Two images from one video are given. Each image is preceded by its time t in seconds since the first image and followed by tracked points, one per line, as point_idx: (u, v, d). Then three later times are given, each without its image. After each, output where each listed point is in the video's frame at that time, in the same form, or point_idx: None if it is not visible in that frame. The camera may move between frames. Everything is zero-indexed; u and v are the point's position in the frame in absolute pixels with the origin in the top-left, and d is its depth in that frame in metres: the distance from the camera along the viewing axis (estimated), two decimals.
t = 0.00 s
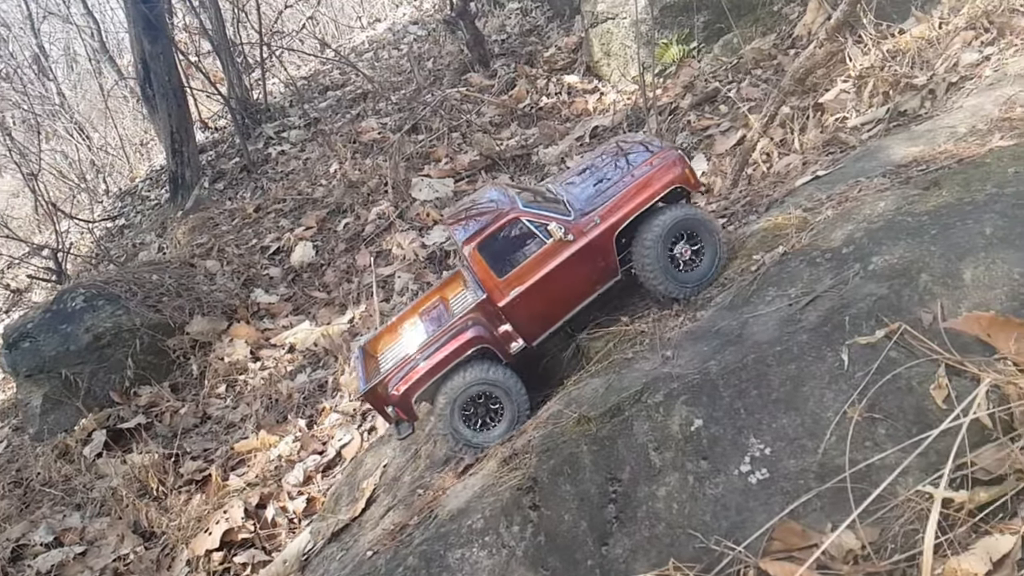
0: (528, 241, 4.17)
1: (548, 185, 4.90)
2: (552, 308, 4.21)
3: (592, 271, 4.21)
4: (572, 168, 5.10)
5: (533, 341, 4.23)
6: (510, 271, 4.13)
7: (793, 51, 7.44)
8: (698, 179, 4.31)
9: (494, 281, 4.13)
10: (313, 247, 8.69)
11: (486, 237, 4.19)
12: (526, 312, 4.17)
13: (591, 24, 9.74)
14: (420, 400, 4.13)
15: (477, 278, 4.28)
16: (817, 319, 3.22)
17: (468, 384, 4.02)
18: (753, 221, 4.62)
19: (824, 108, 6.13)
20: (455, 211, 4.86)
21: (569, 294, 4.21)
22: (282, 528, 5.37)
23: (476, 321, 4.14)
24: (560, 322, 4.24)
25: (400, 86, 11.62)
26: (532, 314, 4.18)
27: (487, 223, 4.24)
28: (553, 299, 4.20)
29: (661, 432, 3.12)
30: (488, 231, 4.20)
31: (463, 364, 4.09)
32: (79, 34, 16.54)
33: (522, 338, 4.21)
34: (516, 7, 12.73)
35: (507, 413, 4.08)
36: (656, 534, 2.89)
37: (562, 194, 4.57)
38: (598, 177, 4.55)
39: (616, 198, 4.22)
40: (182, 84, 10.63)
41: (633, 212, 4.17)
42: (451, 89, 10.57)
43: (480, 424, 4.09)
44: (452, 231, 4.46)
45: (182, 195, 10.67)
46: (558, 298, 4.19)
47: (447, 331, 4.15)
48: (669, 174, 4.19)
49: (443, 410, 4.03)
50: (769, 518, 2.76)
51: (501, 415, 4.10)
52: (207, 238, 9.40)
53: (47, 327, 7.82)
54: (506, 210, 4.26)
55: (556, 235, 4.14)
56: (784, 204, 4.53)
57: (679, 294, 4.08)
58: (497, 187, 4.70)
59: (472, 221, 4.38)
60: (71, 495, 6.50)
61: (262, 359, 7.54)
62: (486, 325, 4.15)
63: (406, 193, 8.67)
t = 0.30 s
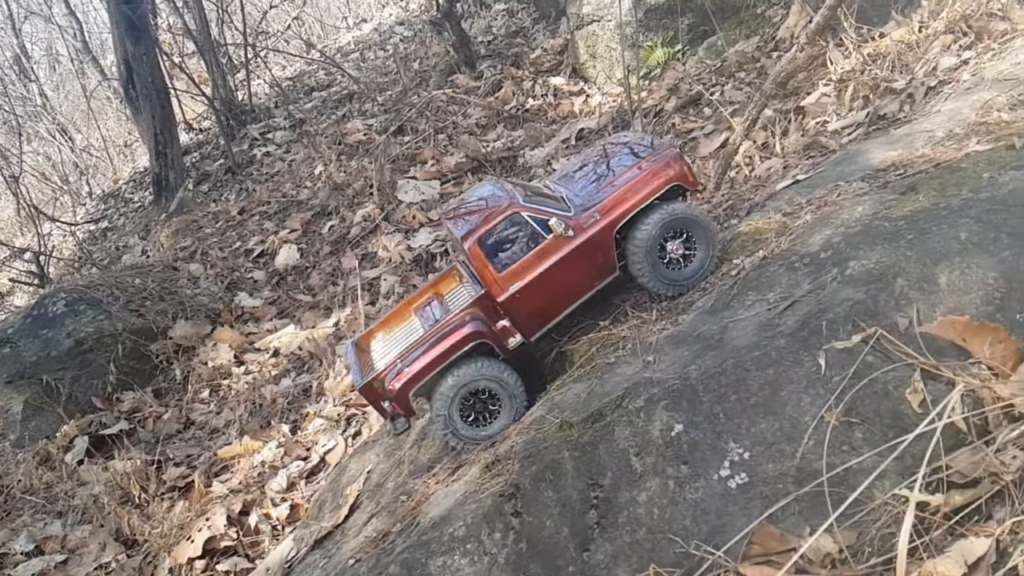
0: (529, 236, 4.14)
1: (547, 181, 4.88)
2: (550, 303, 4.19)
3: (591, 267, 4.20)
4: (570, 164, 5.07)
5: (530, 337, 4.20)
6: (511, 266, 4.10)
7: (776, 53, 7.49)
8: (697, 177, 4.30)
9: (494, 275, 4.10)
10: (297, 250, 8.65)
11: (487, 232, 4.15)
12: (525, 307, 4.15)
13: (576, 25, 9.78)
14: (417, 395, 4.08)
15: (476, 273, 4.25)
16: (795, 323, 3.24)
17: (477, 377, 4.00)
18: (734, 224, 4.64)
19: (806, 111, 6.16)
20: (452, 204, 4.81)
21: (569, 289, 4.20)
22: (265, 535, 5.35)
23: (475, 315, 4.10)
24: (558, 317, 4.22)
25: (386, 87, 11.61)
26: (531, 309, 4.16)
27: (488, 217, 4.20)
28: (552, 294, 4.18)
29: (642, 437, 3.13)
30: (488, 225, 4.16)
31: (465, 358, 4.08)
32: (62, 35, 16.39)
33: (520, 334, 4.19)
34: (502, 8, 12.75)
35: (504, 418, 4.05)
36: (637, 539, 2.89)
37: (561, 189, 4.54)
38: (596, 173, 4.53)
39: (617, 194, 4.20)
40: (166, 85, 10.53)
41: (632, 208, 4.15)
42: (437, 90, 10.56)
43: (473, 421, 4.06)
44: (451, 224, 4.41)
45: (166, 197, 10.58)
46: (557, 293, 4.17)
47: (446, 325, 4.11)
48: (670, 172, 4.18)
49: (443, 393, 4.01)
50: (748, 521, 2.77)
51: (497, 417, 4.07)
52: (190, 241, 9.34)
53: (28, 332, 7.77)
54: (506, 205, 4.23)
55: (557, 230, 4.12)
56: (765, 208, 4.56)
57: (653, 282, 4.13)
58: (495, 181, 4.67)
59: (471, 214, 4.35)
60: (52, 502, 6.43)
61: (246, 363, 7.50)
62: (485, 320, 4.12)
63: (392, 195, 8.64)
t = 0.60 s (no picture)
0: (518, 230, 4.10)
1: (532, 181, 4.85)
2: (537, 300, 4.14)
3: (579, 265, 4.17)
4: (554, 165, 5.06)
5: (516, 334, 4.15)
6: (500, 260, 4.05)
7: (750, 57, 7.55)
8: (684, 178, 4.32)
9: (482, 270, 4.03)
10: (272, 253, 8.56)
11: (476, 225, 4.10)
12: (512, 303, 4.09)
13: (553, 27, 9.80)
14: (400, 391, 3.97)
15: (463, 268, 4.18)
16: (761, 332, 3.26)
17: (478, 373, 3.94)
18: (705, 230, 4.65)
19: (777, 116, 6.17)
20: (437, 200, 4.75)
21: (556, 286, 4.15)
22: (236, 546, 5.29)
23: (461, 310, 4.03)
24: (544, 315, 4.17)
25: (364, 88, 11.56)
26: (518, 305, 4.10)
27: (477, 211, 4.15)
28: (539, 291, 4.13)
29: (611, 446, 3.12)
30: (478, 219, 4.11)
31: (453, 352, 4.00)
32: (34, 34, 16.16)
33: (506, 330, 4.13)
34: (480, 9, 12.74)
35: (482, 423, 3.96)
36: (606, 549, 2.88)
37: (548, 188, 4.52)
38: (583, 172, 4.52)
39: (606, 192, 4.19)
40: (140, 87, 10.38)
41: (622, 206, 4.14)
42: (415, 91, 10.53)
43: (453, 413, 3.96)
44: (438, 218, 4.35)
45: (140, 200, 10.42)
46: (544, 290, 4.13)
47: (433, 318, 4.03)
48: (659, 171, 4.19)
49: (442, 374, 3.91)
50: (716, 530, 2.78)
51: (476, 421, 3.98)
52: (163, 245, 9.23)
53: None
54: (495, 200, 4.19)
55: (547, 226, 4.09)
56: (735, 215, 4.58)
57: (627, 268, 4.10)
58: (482, 178, 4.63)
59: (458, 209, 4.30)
60: (20, 514, 6.32)
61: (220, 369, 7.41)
62: (471, 315, 4.05)
63: (369, 197, 8.57)
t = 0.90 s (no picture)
0: (500, 224, 4.11)
1: (513, 176, 4.86)
2: (517, 294, 4.16)
3: (560, 260, 4.19)
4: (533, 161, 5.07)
5: (496, 328, 4.17)
6: (481, 254, 4.06)
7: (719, 62, 7.63)
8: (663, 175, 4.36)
9: (464, 263, 4.04)
10: (241, 257, 8.45)
11: (457, 219, 4.10)
12: (492, 296, 4.11)
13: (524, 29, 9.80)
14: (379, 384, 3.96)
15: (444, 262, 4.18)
16: (723, 339, 3.28)
17: (469, 375, 3.95)
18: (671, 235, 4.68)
19: (743, 121, 6.21)
20: (416, 194, 4.74)
21: (536, 280, 4.18)
22: (202, 557, 5.21)
23: (442, 303, 4.03)
24: (523, 309, 4.20)
25: (336, 89, 11.49)
26: (499, 299, 4.12)
27: (459, 204, 4.15)
28: (518, 286, 4.16)
29: (575, 455, 3.10)
30: (460, 212, 4.11)
31: (435, 346, 4.00)
32: None
33: (486, 324, 4.14)
34: (453, 11, 12.72)
35: (452, 426, 3.93)
36: (570, 558, 2.87)
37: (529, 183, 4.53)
38: (564, 168, 4.54)
39: (587, 187, 4.22)
40: (107, 88, 10.20)
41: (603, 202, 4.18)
42: (387, 92, 10.48)
43: (429, 403, 3.92)
44: (419, 210, 4.33)
45: (108, 203, 10.21)
46: (525, 284, 4.15)
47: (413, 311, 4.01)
48: (640, 167, 4.23)
49: (436, 362, 3.90)
50: (678, 537, 2.80)
51: (447, 420, 3.94)
52: (130, 249, 9.08)
53: None
54: (478, 192, 4.19)
55: (528, 220, 4.10)
56: (700, 221, 4.61)
57: (602, 246, 4.12)
58: (463, 172, 4.62)
59: (440, 201, 4.29)
60: None
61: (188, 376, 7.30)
62: (451, 308, 4.05)
63: (340, 200, 8.50)
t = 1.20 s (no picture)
0: (479, 215, 4.09)
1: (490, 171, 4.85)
2: (496, 286, 4.14)
3: (538, 251, 4.18)
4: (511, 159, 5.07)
5: (474, 320, 4.14)
6: (460, 244, 4.03)
7: (689, 64, 7.67)
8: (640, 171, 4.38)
9: (443, 252, 4.01)
10: (209, 262, 8.30)
11: (436, 208, 4.07)
12: (470, 288, 4.08)
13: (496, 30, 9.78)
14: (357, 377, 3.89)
15: (422, 253, 4.14)
16: (685, 345, 3.29)
17: (455, 380, 3.93)
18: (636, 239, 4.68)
19: (710, 124, 6.24)
20: (394, 187, 4.70)
21: (515, 272, 4.16)
22: (167, 568, 5.13)
23: (419, 293, 3.98)
24: (501, 301, 4.17)
25: (307, 90, 11.40)
26: (478, 290, 4.09)
27: (438, 194, 4.12)
28: (497, 278, 4.13)
29: (539, 462, 3.08)
30: (439, 202, 4.08)
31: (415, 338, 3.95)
32: None
33: (464, 316, 4.11)
34: (425, 11, 12.68)
35: (418, 422, 3.87)
36: (534, 566, 2.85)
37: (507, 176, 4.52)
38: (542, 163, 4.54)
39: (566, 180, 4.22)
40: (73, 89, 10.02)
41: (582, 193, 4.19)
42: (359, 93, 10.41)
43: (408, 388, 3.87)
44: (396, 200, 4.29)
45: (75, 206, 9.99)
46: (503, 276, 4.13)
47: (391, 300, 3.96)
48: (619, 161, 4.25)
49: (435, 353, 3.89)
50: (641, 543, 2.80)
51: (415, 415, 3.87)
52: (97, 253, 8.92)
53: None
54: (457, 182, 4.17)
55: (507, 211, 4.09)
56: (665, 224, 4.63)
57: (580, 224, 4.14)
58: (441, 165, 4.60)
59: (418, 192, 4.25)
60: None
61: (154, 382, 7.15)
62: (429, 299, 4.01)
63: (310, 202, 8.42)
